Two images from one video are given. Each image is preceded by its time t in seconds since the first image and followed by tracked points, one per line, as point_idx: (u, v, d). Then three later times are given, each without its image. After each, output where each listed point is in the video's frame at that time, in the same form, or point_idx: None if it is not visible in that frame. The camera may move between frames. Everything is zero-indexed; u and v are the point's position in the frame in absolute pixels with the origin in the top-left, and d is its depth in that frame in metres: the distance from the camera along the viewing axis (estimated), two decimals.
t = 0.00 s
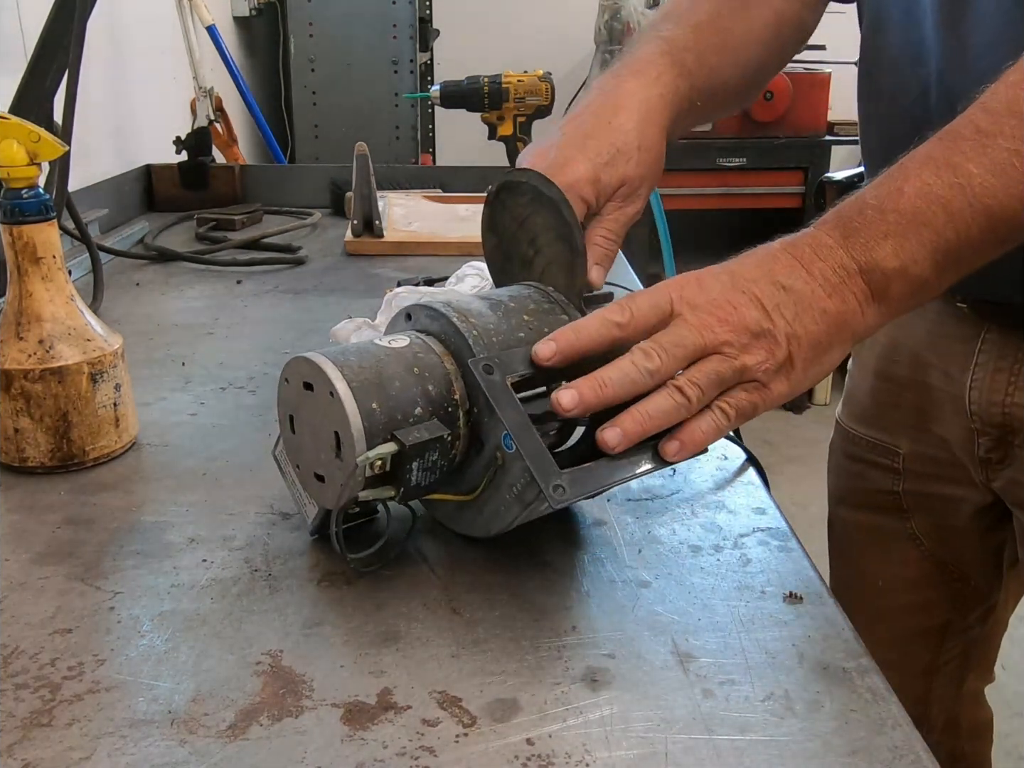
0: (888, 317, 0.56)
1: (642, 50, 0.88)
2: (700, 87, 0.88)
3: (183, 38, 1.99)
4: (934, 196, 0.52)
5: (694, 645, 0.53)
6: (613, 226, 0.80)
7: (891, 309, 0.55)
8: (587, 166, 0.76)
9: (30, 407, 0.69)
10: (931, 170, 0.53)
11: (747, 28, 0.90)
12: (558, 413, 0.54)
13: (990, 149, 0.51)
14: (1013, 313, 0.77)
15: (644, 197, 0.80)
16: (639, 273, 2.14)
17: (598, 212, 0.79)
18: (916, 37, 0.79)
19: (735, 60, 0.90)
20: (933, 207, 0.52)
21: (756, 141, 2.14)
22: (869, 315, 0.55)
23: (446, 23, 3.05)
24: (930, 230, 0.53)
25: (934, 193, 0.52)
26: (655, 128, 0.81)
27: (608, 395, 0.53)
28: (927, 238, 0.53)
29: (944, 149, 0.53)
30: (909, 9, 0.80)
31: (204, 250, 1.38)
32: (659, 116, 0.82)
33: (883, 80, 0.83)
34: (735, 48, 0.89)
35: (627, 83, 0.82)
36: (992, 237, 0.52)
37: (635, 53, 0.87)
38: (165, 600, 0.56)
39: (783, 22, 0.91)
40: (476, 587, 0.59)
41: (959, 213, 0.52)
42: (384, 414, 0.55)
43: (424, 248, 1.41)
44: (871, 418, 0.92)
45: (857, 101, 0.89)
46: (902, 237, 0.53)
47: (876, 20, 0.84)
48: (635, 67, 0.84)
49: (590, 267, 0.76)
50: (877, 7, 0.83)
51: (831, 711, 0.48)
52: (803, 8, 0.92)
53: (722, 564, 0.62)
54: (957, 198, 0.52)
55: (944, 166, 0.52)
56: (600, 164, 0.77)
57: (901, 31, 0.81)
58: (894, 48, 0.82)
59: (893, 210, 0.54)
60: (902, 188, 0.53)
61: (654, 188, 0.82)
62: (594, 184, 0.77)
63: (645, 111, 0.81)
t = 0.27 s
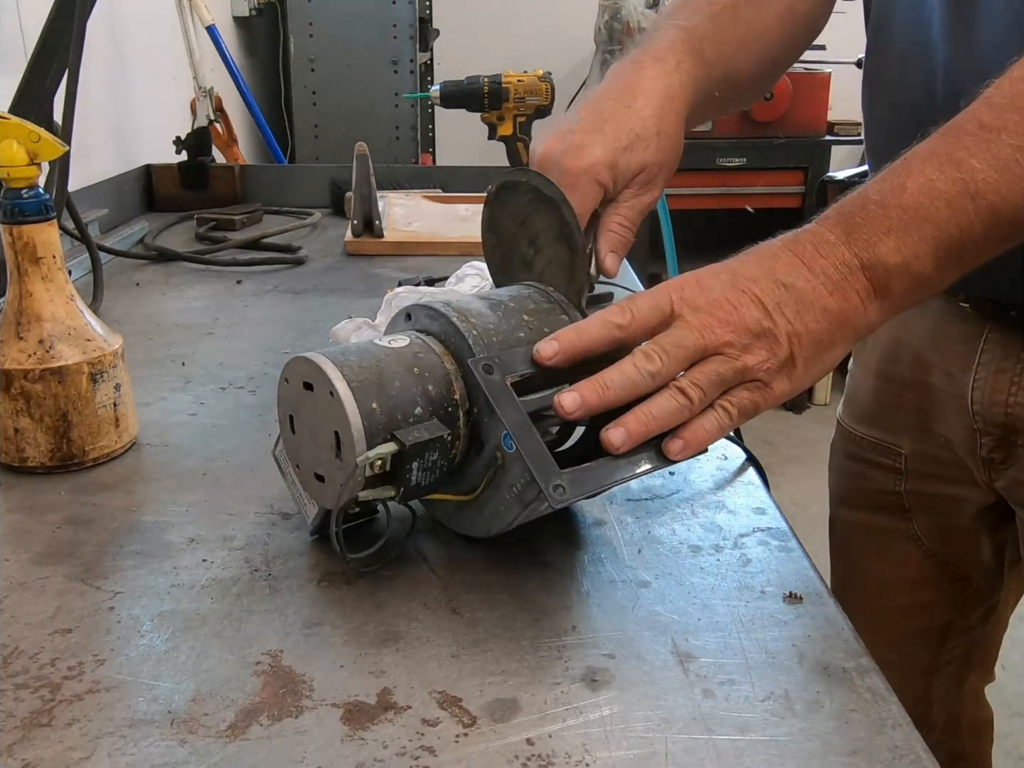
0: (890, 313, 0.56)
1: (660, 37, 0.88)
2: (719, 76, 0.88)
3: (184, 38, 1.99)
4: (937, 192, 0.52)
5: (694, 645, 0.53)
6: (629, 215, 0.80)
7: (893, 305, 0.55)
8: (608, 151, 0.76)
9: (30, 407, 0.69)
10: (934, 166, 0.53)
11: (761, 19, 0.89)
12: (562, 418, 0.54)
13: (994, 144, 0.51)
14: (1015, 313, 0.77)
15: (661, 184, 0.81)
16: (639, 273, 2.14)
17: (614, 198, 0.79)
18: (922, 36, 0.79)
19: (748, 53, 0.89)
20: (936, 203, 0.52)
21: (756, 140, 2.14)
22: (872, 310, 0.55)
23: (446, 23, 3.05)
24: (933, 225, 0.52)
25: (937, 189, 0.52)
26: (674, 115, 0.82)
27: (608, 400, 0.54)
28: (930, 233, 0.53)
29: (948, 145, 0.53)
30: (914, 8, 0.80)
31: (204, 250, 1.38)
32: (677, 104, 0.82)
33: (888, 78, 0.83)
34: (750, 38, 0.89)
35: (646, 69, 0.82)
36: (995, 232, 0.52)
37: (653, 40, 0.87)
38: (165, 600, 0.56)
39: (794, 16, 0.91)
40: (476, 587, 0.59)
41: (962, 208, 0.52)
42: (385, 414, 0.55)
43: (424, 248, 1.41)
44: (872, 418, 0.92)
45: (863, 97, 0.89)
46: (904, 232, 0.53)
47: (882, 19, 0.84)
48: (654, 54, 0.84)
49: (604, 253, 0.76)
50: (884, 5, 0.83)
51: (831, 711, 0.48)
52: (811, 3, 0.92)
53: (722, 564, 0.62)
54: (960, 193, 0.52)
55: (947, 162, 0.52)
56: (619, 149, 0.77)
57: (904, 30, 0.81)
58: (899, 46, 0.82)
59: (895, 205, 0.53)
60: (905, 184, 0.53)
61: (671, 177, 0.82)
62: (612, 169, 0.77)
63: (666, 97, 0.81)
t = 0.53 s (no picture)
0: (890, 312, 0.56)
1: (664, 33, 0.88)
2: (725, 74, 0.88)
3: (184, 38, 1.99)
4: (937, 192, 0.52)
5: (694, 645, 0.53)
6: (630, 211, 0.80)
7: (893, 305, 0.55)
8: (612, 148, 0.76)
9: (30, 407, 0.69)
10: (935, 166, 0.53)
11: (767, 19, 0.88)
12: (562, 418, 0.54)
13: (994, 143, 0.51)
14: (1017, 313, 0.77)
15: (664, 182, 0.81)
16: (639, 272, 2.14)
17: (618, 195, 0.79)
18: (925, 35, 0.79)
19: (756, 49, 0.89)
20: (937, 202, 0.52)
21: (756, 140, 2.14)
22: (872, 310, 0.55)
23: (446, 23, 3.05)
24: (933, 225, 0.52)
25: (937, 188, 0.52)
26: (679, 112, 0.82)
27: (608, 401, 0.54)
28: (930, 233, 0.53)
29: (948, 145, 0.53)
30: (916, 7, 0.80)
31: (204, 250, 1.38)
32: (682, 101, 0.82)
33: (891, 78, 0.83)
34: (756, 39, 0.88)
35: (651, 66, 0.82)
36: (994, 232, 0.52)
37: (658, 36, 0.87)
38: (165, 600, 0.56)
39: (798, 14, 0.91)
40: (476, 587, 0.59)
41: (962, 208, 0.52)
42: (385, 414, 0.55)
43: (424, 248, 1.41)
44: (875, 418, 0.92)
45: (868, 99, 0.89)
46: (905, 232, 0.53)
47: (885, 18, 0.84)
48: (658, 50, 0.84)
49: (602, 250, 0.77)
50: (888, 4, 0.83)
51: (831, 711, 0.48)
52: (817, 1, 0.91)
53: (722, 564, 0.62)
54: (960, 193, 0.52)
55: (948, 161, 0.52)
56: (624, 146, 0.77)
57: (907, 30, 0.81)
58: (902, 46, 0.82)
59: (895, 205, 0.53)
60: (905, 183, 0.53)
61: (675, 174, 0.83)
62: (616, 167, 0.77)
63: (671, 95, 0.81)
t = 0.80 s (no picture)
0: (890, 309, 0.56)
1: (661, 36, 0.88)
2: (721, 75, 0.88)
3: (184, 37, 1.99)
4: (936, 188, 0.52)
5: (694, 645, 0.53)
6: (633, 214, 0.79)
7: (893, 301, 0.55)
8: (610, 152, 0.77)
9: (30, 407, 0.69)
10: (934, 162, 0.53)
11: (767, 21, 0.88)
12: (562, 415, 0.54)
13: (993, 139, 0.51)
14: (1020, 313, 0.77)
15: (665, 185, 0.81)
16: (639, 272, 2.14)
17: (617, 199, 0.79)
18: (926, 36, 0.80)
19: (758, 49, 0.89)
20: (935, 198, 0.52)
21: (756, 140, 2.14)
22: (871, 307, 0.55)
23: (446, 23, 3.05)
24: (932, 220, 0.52)
25: (936, 184, 0.52)
26: (677, 114, 0.82)
27: (608, 399, 0.53)
28: (929, 229, 0.52)
29: (947, 141, 0.53)
30: (916, 8, 0.80)
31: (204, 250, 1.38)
32: (679, 103, 0.82)
33: (894, 78, 0.83)
34: (757, 41, 0.88)
35: (647, 71, 0.83)
36: (993, 227, 0.52)
37: (654, 41, 0.87)
38: (165, 600, 0.56)
39: (801, 15, 0.90)
40: (476, 587, 0.59)
41: (960, 204, 0.52)
42: (385, 414, 0.55)
43: (424, 248, 1.41)
44: (876, 418, 0.92)
45: (870, 101, 0.89)
46: (904, 228, 0.53)
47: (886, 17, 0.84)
48: (654, 55, 0.84)
49: (606, 255, 0.76)
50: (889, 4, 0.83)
51: (831, 711, 0.48)
52: None
53: (723, 564, 0.62)
54: (958, 189, 0.52)
55: (946, 157, 0.52)
56: (621, 150, 0.77)
57: (908, 30, 0.81)
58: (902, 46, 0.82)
59: (894, 201, 0.53)
60: (904, 180, 0.53)
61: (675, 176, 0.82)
62: (614, 170, 0.77)
63: (666, 98, 0.81)
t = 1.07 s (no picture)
0: (889, 306, 0.55)
1: (655, 41, 0.88)
2: (714, 81, 0.88)
3: (184, 37, 1.99)
4: (935, 185, 0.52)
5: (694, 645, 0.53)
6: (623, 220, 0.80)
7: (892, 298, 0.55)
8: (602, 157, 0.77)
9: (30, 407, 0.69)
10: (932, 159, 0.53)
11: (762, 27, 0.88)
12: (561, 414, 0.54)
13: (991, 136, 0.51)
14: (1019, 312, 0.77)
15: (656, 190, 0.81)
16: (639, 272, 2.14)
17: (608, 204, 0.79)
18: (925, 36, 0.80)
19: (751, 55, 0.89)
20: (934, 194, 0.52)
21: (756, 140, 2.14)
22: (870, 304, 0.55)
23: (445, 23, 3.05)
24: (930, 217, 0.52)
25: (934, 181, 0.52)
26: (669, 121, 0.82)
27: (608, 397, 0.53)
28: (928, 225, 0.52)
29: (945, 138, 0.53)
30: (916, 8, 0.80)
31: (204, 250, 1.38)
32: (671, 110, 0.82)
33: (893, 78, 0.83)
34: (751, 46, 0.89)
35: (640, 77, 0.83)
36: (992, 224, 0.52)
37: (648, 46, 0.87)
38: (165, 600, 0.56)
39: (797, 18, 0.90)
40: (476, 587, 0.59)
41: (959, 200, 0.52)
42: (385, 414, 0.55)
43: (424, 248, 1.41)
44: (876, 418, 0.92)
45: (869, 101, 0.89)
46: (902, 224, 0.53)
47: (885, 18, 0.84)
48: (648, 61, 0.84)
49: (598, 259, 0.76)
50: (889, 5, 0.83)
51: (831, 711, 0.48)
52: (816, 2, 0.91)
53: (723, 564, 0.62)
54: (957, 186, 0.52)
55: (944, 154, 0.52)
56: (613, 155, 0.77)
57: (908, 29, 0.81)
58: (902, 47, 0.82)
59: (893, 197, 0.53)
60: (903, 176, 0.53)
61: (666, 181, 0.82)
62: (606, 175, 0.77)
63: (659, 104, 0.81)
